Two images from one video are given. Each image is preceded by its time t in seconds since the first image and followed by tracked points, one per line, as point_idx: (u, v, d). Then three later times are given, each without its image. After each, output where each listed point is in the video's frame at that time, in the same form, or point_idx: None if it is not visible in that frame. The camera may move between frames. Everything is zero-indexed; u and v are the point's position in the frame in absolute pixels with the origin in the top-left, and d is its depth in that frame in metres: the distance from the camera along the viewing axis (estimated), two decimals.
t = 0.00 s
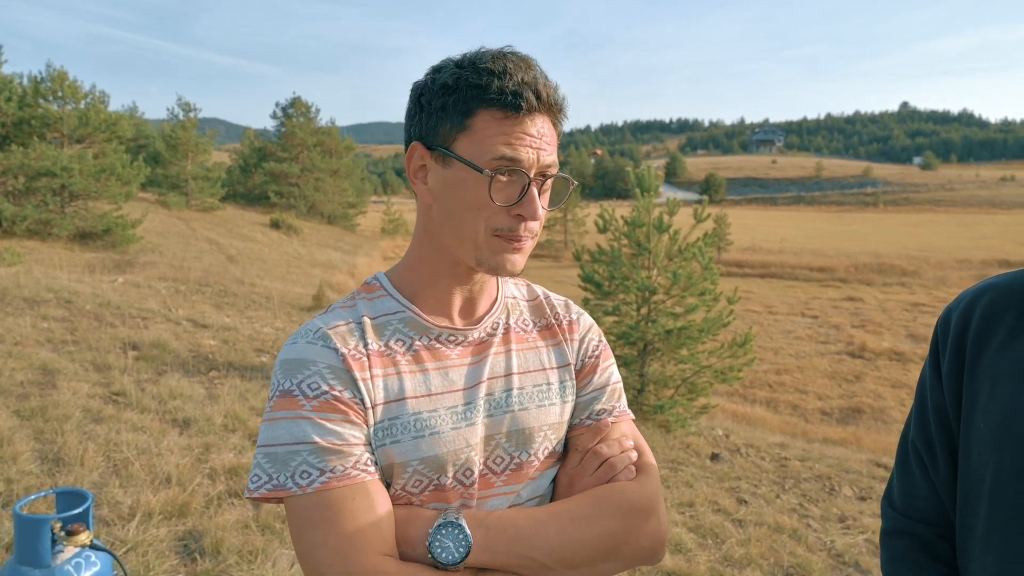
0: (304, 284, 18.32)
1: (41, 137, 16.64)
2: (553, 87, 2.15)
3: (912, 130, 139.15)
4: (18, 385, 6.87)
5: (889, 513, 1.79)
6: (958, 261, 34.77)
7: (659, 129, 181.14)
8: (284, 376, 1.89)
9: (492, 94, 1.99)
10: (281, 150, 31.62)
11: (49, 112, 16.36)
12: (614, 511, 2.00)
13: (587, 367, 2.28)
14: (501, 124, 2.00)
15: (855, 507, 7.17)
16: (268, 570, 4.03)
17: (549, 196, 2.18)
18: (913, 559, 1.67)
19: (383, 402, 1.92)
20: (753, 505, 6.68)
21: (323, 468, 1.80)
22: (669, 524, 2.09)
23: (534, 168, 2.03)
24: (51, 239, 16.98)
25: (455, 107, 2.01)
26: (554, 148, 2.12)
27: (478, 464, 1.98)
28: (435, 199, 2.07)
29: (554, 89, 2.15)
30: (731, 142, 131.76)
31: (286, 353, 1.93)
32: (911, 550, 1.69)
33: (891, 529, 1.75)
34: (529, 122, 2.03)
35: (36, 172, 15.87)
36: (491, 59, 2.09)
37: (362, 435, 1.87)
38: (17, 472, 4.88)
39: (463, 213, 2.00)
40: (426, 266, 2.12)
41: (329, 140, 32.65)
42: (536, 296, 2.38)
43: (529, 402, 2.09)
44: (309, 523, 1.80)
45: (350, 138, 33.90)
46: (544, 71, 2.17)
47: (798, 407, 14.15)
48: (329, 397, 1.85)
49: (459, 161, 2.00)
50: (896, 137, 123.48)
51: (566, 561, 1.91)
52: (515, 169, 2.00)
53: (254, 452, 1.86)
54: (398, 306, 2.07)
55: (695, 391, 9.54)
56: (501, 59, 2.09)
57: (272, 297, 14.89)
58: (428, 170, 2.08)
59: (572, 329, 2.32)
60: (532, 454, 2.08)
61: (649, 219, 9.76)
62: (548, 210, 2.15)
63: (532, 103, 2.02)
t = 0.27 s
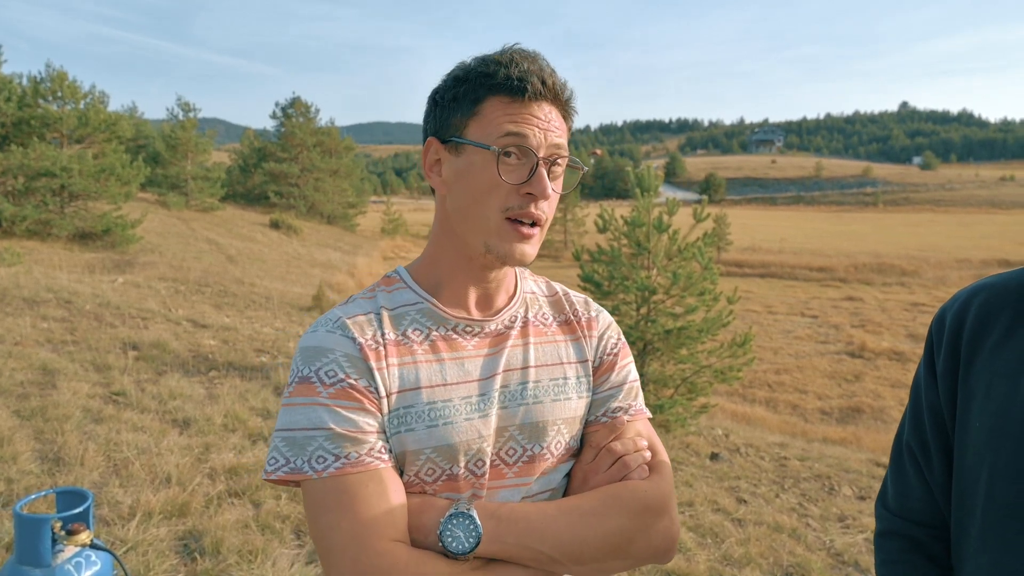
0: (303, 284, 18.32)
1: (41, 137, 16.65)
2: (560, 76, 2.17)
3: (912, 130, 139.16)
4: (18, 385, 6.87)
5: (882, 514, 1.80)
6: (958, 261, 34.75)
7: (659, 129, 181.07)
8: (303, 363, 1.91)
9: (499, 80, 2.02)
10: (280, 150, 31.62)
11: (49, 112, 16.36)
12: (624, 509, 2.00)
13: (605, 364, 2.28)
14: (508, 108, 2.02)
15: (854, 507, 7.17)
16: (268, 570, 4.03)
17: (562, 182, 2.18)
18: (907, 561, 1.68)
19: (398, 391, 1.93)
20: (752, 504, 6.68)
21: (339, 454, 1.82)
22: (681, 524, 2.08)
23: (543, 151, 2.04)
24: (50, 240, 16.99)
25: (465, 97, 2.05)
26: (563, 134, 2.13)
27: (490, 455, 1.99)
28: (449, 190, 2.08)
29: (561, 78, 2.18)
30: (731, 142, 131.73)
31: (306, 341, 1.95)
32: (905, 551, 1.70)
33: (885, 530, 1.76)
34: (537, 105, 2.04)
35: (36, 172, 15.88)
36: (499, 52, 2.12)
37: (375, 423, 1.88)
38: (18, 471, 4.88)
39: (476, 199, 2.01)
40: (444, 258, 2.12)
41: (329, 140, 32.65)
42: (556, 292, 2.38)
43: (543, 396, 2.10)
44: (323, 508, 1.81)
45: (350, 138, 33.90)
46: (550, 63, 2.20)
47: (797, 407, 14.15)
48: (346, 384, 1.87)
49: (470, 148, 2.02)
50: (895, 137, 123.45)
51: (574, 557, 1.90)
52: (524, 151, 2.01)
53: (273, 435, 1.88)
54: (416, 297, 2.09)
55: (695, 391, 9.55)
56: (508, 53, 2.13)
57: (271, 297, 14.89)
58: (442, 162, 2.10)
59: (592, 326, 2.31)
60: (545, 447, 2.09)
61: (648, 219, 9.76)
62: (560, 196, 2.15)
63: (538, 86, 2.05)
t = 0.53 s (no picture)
0: (303, 284, 18.31)
1: (41, 137, 16.64)
2: (559, 72, 2.18)
3: (912, 129, 139.09)
4: (18, 385, 6.87)
5: (874, 516, 1.79)
6: (958, 261, 34.72)
7: (659, 129, 181.01)
8: (308, 351, 1.95)
9: (498, 76, 2.03)
10: (280, 150, 31.60)
11: (49, 112, 16.35)
12: (619, 514, 1.99)
13: (614, 364, 2.25)
14: (508, 103, 2.02)
15: (854, 507, 7.16)
16: (268, 570, 4.03)
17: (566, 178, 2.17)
18: (899, 563, 1.68)
19: (396, 382, 1.95)
20: (752, 504, 6.68)
21: (335, 441, 1.85)
22: (683, 531, 2.05)
23: (545, 145, 2.04)
24: (50, 239, 16.98)
25: (467, 95, 2.06)
26: (565, 128, 2.13)
27: (486, 451, 1.99)
28: (454, 187, 2.08)
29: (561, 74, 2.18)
30: (731, 142, 131.64)
31: (313, 329, 1.99)
32: (897, 553, 1.69)
33: (877, 532, 1.76)
34: (537, 99, 2.05)
35: (36, 172, 15.87)
36: (499, 50, 2.14)
37: (372, 413, 1.90)
38: (17, 471, 4.88)
39: (479, 194, 2.01)
40: (450, 255, 2.12)
41: (329, 139, 32.64)
42: (570, 289, 2.37)
43: (547, 393, 2.08)
44: (318, 492, 1.84)
45: (350, 138, 33.88)
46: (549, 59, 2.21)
47: (797, 407, 14.14)
48: (345, 373, 1.90)
49: (473, 144, 2.03)
50: (896, 137, 123.31)
51: (566, 558, 1.89)
52: (525, 146, 2.02)
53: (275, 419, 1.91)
54: (424, 292, 2.10)
55: (695, 391, 9.55)
56: (507, 50, 2.14)
57: (271, 297, 14.88)
58: (447, 161, 2.11)
59: (604, 325, 2.29)
60: (545, 445, 2.07)
61: (648, 219, 9.76)
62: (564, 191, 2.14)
63: (537, 80, 2.05)
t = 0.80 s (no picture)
0: (303, 284, 18.31)
1: (41, 137, 16.63)
2: (558, 78, 2.15)
3: (911, 129, 139.11)
4: (18, 385, 6.86)
5: (868, 519, 1.79)
6: (958, 261, 34.72)
7: (659, 129, 180.98)
8: (298, 352, 1.92)
9: (493, 82, 2.01)
10: (280, 150, 31.59)
11: (49, 112, 16.34)
12: (615, 513, 1.99)
13: (606, 366, 2.26)
14: (503, 111, 2.01)
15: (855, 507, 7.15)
16: (267, 570, 4.02)
17: (559, 186, 2.17)
18: (896, 566, 1.67)
19: (388, 383, 1.93)
20: (752, 504, 6.68)
21: (327, 442, 1.82)
22: (674, 531, 2.07)
23: (538, 154, 2.02)
24: (50, 239, 16.98)
25: (462, 98, 2.04)
26: (560, 136, 2.11)
27: (480, 453, 1.98)
28: (446, 191, 2.08)
29: (559, 80, 2.15)
30: (731, 142, 131.60)
31: (303, 330, 1.96)
32: (893, 556, 1.69)
33: (872, 536, 1.75)
34: (533, 108, 2.03)
35: (36, 172, 15.87)
36: (497, 53, 2.11)
37: (364, 414, 1.88)
38: (17, 471, 4.88)
39: (471, 199, 2.01)
40: (440, 256, 2.12)
41: (328, 139, 32.64)
42: (560, 293, 2.37)
43: (541, 394, 2.08)
44: (309, 495, 1.80)
45: (350, 138, 33.87)
46: (549, 64, 2.18)
47: (797, 407, 14.14)
48: (337, 373, 1.88)
49: (466, 150, 2.02)
50: (895, 137, 123.29)
51: (562, 558, 1.89)
52: (518, 155, 2.01)
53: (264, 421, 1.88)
54: (415, 291, 2.09)
55: (695, 391, 9.54)
56: (505, 53, 2.11)
57: (271, 297, 14.88)
58: (440, 163, 2.11)
59: (595, 327, 2.29)
60: (536, 447, 2.07)
61: (648, 218, 9.76)
62: (557, 199, 2.14)
63: (533, 89, 2.03)
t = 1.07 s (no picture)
0: (304, 284, 18.31)
1: (41, 137, 16.63)
2: (550, 79, 2.15)
3: (912, 130, 139.08)
4: (17, 384, 6.85)
5: (863, 516, 1.82)
6: (958, 261, 34.72)
7: (659, 129, 180.96)
8: (294, 355, 1.89)
9: (486, 83, 2.01)
10: (280, 150, 31.59)
11: (49, 112, 16.33)
12: (618, 507, 2.00)
13: (600, 363, 2.27)
14: (496, 112, 2.00)
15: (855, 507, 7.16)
16: (267, 570, 4.02)
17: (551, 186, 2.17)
18: (894, 559, 1.69)
19: (388, 384, 1.91)
20: (752, 504, 6.67)
21: (327, 446, 1.79)
22: (675, 522, 2.08)
23: (530, 155, 2.02)
24: (50, 239, 16.98)
25: (454, 99, 2.03)
26: (552, 137, 2.11)
27: (481, 452, 1.98)
28: (438, 191, 2.08)
29: (552, 80, 2.15)
30: (731, 142, 131.60)
31: (297, 333, 1.94)
32: (889, 552, 1.71)
33: (867, 532, 1.77)
34: (525, 110, 2.03)
35: (36, 172, 15.86)
36: (489, 53, 2.11)
37: (365, 416, 1.86)
38: (17, 471, 4.88)
39: (464, 200, 2.01)
40: (432, 256, 2.12)
41: (329, 140, 32.64)
42: (550, 292, 2.38)
43: (538, 392, 2.08)
44: (311, 502, 1.77)
45: (350, 138, 33.89)
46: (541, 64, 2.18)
47: (797, 407, 14.14)
48: (336, 376, 1.85)
49: (458, 152, 2.02)
50: (895, 137, 123.24)
51: (568, 554, 1.90)
52: (511, 156, 2.00)
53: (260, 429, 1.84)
54: (408, 293, 2.08)
55: (695, 391, 9.53)
56: (498, 53, 2.11)
57: (272, 297, 14.87)
58: (431, 163, 2.10)
59: (587, 325, 2.30)
60: (536, 445, 2.07)
61: (648, 219, 9.76)
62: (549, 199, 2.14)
63: (526, 90, 2.03)
